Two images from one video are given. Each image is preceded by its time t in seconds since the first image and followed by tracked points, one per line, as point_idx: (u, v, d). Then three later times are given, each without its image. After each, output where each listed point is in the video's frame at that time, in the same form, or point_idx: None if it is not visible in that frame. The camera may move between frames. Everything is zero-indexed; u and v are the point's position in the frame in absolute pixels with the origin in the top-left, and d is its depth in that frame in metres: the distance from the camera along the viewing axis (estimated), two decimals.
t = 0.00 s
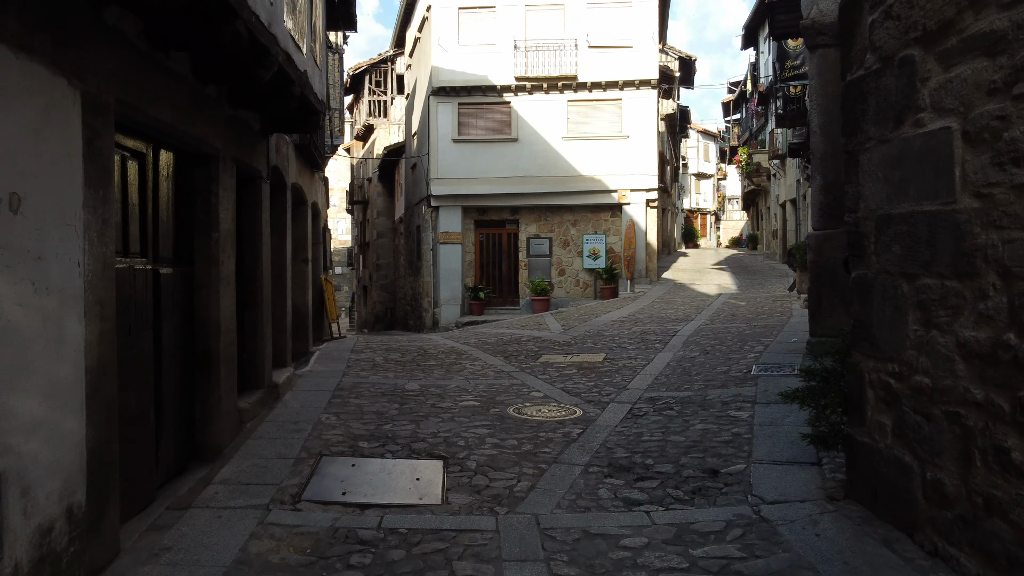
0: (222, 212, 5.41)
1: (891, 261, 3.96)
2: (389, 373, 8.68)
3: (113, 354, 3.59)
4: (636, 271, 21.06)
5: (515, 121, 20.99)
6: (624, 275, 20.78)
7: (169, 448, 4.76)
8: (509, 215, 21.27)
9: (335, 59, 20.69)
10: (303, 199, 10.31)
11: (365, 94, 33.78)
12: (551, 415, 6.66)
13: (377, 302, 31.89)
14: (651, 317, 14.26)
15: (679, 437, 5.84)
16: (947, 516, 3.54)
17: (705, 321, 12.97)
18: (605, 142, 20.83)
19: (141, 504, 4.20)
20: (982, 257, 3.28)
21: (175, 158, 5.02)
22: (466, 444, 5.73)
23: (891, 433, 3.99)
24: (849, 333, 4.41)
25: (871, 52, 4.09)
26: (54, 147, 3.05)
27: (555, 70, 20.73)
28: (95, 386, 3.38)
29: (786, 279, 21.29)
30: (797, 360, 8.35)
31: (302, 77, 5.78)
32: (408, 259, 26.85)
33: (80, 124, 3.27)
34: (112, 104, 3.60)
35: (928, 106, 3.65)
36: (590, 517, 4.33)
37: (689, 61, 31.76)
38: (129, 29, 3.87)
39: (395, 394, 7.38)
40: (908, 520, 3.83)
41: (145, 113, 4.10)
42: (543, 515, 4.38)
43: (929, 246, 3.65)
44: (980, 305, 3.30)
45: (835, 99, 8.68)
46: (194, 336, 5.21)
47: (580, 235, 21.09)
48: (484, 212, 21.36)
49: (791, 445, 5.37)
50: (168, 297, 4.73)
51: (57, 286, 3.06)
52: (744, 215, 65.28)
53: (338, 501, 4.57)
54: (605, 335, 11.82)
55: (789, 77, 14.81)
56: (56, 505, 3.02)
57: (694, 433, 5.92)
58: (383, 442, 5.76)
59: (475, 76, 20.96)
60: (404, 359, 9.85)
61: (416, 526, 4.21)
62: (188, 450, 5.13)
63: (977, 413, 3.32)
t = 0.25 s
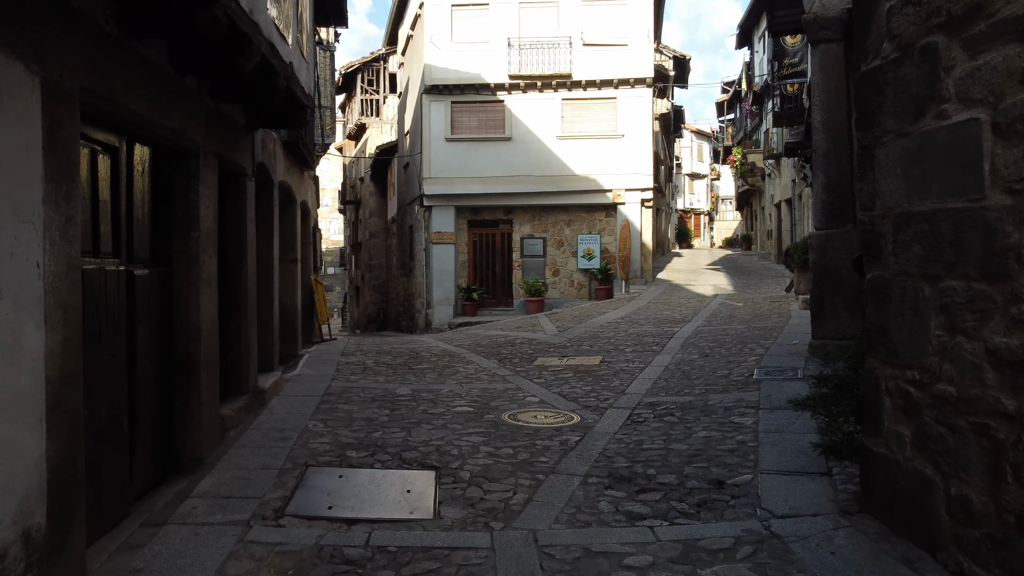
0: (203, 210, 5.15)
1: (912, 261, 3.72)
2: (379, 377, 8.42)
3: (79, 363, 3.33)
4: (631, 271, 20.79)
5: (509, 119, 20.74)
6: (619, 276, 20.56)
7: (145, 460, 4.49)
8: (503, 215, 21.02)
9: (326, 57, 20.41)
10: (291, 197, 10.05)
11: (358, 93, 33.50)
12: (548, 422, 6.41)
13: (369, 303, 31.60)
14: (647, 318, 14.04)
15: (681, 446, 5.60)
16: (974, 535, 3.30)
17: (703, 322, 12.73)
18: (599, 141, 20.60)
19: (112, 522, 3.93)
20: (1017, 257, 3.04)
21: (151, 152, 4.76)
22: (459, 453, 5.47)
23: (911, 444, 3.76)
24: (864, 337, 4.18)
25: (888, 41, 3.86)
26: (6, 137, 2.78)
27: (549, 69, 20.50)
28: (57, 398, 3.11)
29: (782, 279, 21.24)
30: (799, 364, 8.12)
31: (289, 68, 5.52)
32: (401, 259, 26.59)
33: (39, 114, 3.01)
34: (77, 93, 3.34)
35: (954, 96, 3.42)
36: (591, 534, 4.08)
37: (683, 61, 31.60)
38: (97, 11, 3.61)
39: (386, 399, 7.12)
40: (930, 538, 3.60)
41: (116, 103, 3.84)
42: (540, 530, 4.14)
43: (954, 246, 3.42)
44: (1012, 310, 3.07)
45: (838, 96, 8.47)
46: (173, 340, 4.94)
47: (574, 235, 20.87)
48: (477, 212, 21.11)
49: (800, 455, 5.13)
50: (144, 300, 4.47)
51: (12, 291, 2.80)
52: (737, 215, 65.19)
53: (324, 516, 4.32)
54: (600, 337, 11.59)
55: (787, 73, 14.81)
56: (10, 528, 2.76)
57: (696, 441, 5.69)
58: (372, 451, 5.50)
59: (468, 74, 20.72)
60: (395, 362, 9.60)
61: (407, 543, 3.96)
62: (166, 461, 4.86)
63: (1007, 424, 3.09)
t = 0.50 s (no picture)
0: (182, 208, 4.89)
1: (935, 261, 3.49)
2: (370, 381, 8.16)
3: (40, 371, 3.08)
4: (626, 272, 20.56)
5: (503, 118, 20.50)
6: (614, 276, 20.34)
7: (118, 472, 4.23)
8: (496, 215, 20.78)
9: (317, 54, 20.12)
10: (280, 196, 9.78)
11: (350, 92, 33.22)
12: (544, 428, 6.17)
13: (361, 303, 31.32)
14: (643, 319, 13.82)
15: (684, 454, 5.37)
16: (1005, 556, 3.07)
17: (701, 324, 12.50)
18: (594, 140, 20.37)
19: (80, 540, 3.68)
20: None
21: (127, 147, 4.51)
22: (452, 463, 5.22)
23: (934, 456, 3.53)
24: (881, 342, 3.95)
25: (908, 27, 3.62)
26: None
27: (543, 67, 20.26)
28: (14, 409, 2.86)
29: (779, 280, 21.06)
30: (802, 367, 7.89)
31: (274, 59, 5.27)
32: (393, 259, 26.33)
33: None
34: (36, 80, 3.08)
35: (983, 85, 3.19)
36: (591, 551, 3.85)
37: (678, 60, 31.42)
38: None
39: (376, 405, 6.87)
40: (955, 558, 3.37)
41: (83, 92, 3.59)
42: (538, 548, 3.90)
43: (983, 246, 3.19)
44: None
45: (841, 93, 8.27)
46: (150, 345, 4.68)
47: (568, 235, 20.64)
48: (470, 211, 20.86)
49: (809, 466, 4.90)
50: (117, 303, 4.21)
51: None
52: (730, 215, 65.08)
53: (309, 532, 4.07)
54: (597, 339, 11.36)
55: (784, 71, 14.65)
56: None
57: (700, 449, 5.45)
58: (361, 460, 5.25)
59: (461, 72, 20.46)
60: (386, 365, 9.34)
61: (397, 563, 3.71)
62: (142, 473, 4.61)
63: None
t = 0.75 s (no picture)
0: (159, 205, 4.62)
1: (964, 262, 3.26)
2: (360, 385, 7.91)
3: None
4: (621, 272, 20.28)
5: (496, 116, 20.25)
6: (609, 277, 20.10)
7: (89, 486, 3.97)
8: (489, 214, 20.53)
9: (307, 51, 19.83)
10: (267, 194, 9.51)
11: (342, 91, 32.93)
12: (541, 436, 5.92)
13: (353, 304, 31.03)
14: (640, 320, 13.59)
15: (688, 464, 5.13)
16: None
17: (698, 326, 12.27)
18: (588, 139, 20.13)
19: (44, 562, 3.42)
20: None
21: (99, 139, 4.25)
22: (445, 474, 4.96)
23: (961, 471, 3.29)
24: (900, 348, 3.72)
25: (933, 12, 3.39)
26: None
27: (537, 65, 20.02)
28: None
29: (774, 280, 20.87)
30: (805, 370, 7.67)
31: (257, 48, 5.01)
32: (385, 259, 26.05)
33: None
34: None
35: (1017, 72, 2.96)
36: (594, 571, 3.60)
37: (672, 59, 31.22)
38: None
39: (366, 411, 6.61)
40: None
41: (46, 79, 3.32)
42: (537, 567, 3.65)
43: (1018, 246, 2.96)
44: None
45: (845, 88, 8.06)
46: (126, 350, 4.42)
47: (562, 235, 20.40)
48: (463, 211, 20.60)
49: (820, 477, 4.66)
50: (87, 306, 3.95)
51: None
52: (724, 215, 64.95)
53: (292, 551, 3.81)
54: (593, 341, 11.12)
55: (782, 69, 14.44)
56: None
57: (704, 458, 5.21)
58: (349, 470, 4.99)
59: (454, 70, 20.20)
60: (376, 369, 9.07)
61: None
62: (116, 486, 4.35)
63: None
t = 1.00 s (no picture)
0: (133, 203, 4.35)
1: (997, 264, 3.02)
2: (350, 390, 7.64)
3: None
4: (615, 273, 20.01)
5: (489, 115, 19.99)
6: (603, 277, 19.86)
7: (54, 503, 3.70)
8: (482, 214, 20.28)
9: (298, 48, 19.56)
10: (254, 193, 9.23)
11: (333, 89, 32.64)
12: (538, 444, 5.66)
13: (344, 304, 30.73)
14: (636, 322, 13.36)
15: (693, 475, 4.88)
16: None
17: (696, 328, 12.04)
18: (582, 138, 19.88)
19: None
20: None
21: (66, 132, 3.97)
22: (438, 486, 4.70)
23: (993, 489, 3.06)
24: (924, 355, 3.48)
25: None
26: None
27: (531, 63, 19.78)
28: None
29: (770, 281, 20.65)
30: (809, 374, 7.44)
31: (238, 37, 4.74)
32: (377, 259, 25.78)
33: None
34: None
35: None
36: None
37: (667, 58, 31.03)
38: None
39: (355, 418, 6.35)
40: None
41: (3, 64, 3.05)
42: None
43: None
44: None
45: (849, 83, 7.82)
46: (97, 356, 4.14)
47: (556, 235, 20.15)
48: (456, 211, 20.33)
49: (833, 491, 4.42)
50: (52, 311, 3.68)
51: None
52: (717, 215, 64.78)
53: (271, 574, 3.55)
54: (589, 343, 10.88)
55: (780, 66, 14.21)
56: None
57: (709, 469, 4.97)
58: (335, 482, 4.73)
59: (447, 68, 19.94)
60: (366, 372, 8.81)
61: None
62: (86, 503, 4.07)
63: None
